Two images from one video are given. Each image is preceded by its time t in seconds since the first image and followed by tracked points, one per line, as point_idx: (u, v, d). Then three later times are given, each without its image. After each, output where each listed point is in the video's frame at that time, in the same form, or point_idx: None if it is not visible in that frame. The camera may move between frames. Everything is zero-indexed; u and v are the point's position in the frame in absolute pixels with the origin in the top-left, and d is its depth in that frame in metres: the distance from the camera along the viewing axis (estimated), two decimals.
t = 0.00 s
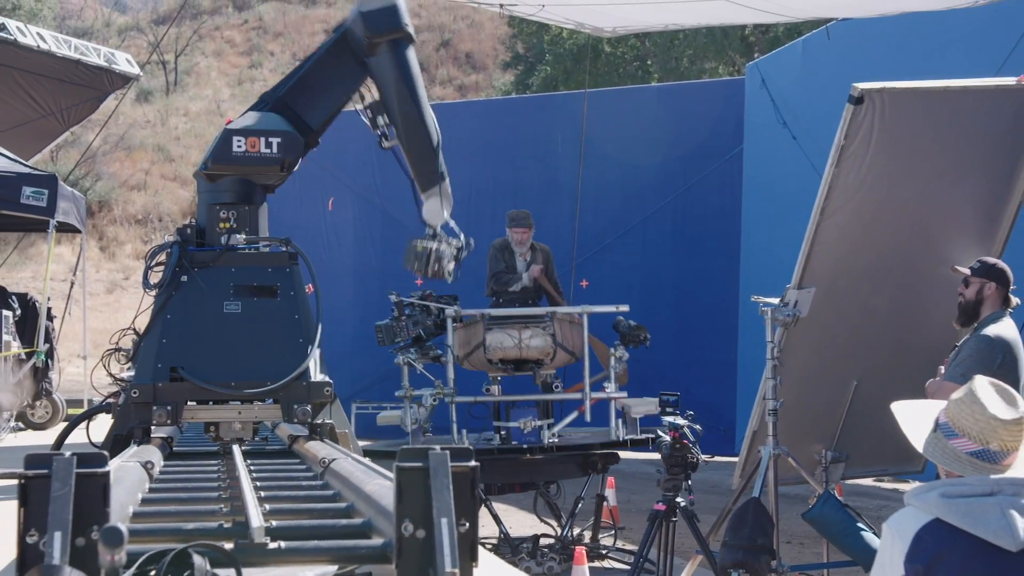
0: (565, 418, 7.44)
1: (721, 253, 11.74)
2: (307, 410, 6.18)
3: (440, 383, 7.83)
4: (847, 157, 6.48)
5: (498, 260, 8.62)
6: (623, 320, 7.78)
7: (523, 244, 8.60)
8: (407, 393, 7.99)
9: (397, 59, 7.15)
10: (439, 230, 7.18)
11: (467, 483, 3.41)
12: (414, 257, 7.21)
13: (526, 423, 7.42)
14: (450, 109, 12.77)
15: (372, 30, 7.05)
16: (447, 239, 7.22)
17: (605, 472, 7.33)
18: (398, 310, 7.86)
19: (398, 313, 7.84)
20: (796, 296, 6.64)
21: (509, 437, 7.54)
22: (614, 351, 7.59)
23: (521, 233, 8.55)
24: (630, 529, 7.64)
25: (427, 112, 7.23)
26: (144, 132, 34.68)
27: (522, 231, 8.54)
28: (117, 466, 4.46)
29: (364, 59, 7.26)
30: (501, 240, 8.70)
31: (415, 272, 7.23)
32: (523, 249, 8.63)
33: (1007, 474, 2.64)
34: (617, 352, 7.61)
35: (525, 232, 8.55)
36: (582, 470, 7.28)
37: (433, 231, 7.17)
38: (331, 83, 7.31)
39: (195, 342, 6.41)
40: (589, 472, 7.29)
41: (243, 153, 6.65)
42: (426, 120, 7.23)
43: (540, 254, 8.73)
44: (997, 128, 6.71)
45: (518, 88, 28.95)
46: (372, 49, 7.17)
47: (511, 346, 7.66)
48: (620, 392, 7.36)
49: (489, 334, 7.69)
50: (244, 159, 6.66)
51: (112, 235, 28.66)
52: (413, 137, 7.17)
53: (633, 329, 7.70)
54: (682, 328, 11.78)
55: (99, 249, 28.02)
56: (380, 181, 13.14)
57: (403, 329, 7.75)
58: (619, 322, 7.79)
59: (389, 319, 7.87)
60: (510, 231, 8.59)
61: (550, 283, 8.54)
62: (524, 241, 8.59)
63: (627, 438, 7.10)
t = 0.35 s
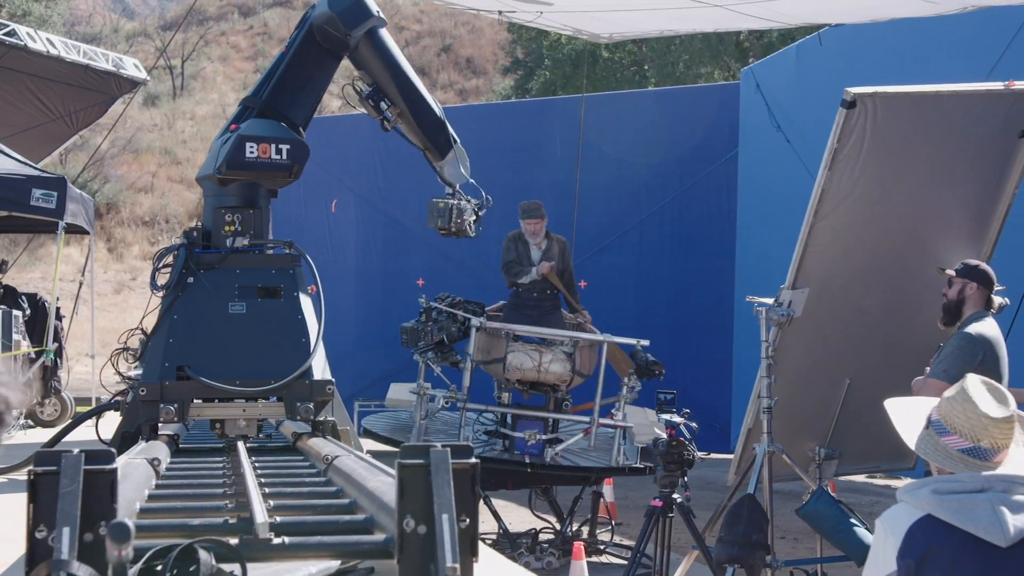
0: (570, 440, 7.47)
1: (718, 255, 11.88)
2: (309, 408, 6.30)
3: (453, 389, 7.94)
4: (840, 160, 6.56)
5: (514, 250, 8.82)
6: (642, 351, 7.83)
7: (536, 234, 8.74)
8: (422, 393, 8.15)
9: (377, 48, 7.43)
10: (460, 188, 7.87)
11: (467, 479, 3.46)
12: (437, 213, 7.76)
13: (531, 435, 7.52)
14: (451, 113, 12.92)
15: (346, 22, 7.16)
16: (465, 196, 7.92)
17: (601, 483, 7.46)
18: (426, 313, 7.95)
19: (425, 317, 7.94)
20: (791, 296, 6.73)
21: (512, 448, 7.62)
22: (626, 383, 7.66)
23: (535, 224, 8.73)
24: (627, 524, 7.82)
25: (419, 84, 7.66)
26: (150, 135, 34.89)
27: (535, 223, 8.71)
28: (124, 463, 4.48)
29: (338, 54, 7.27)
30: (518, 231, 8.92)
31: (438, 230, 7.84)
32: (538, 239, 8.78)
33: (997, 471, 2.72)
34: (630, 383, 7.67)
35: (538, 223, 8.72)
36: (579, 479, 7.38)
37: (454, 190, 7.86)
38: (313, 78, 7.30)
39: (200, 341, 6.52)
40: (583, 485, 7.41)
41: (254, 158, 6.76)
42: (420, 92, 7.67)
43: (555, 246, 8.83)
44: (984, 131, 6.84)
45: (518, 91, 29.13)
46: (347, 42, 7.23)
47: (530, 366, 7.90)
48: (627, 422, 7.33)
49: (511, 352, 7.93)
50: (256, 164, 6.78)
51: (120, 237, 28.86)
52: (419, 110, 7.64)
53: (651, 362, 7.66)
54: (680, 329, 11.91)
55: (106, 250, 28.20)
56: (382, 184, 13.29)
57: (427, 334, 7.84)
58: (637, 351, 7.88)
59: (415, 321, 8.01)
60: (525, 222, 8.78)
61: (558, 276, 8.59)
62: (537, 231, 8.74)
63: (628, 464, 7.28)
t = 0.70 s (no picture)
0: (562, 423, 7.59)
1: (719, 256, 11.88)
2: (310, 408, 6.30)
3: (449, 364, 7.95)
4: (840, 160, 6.55)
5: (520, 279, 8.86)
6: (638, 338, 7.88)
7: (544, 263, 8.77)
8: (417, 368, 8.23)
9: (398, 71, 7.46)
10: (467, 221, 8.05)
11: (467, 480, 3.46)
12: (446, 247, 7.87)
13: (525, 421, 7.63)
14: (451, 114, 12.92)
15: (371, 47, 7.21)
16: (473, 228, 8.08)
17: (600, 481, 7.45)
18: (423, 286, 8.06)
19: (422, 290, 8.06)
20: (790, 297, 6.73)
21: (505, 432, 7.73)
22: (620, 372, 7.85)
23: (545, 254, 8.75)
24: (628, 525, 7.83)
25: (435, 116, 7.73)
26: (150, 136, 34.87)
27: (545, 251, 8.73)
28: (124, 463, 4.48)
29: (358, 75, 7.32)
30: (526, 258, 8.94)
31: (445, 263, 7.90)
32: (545, 269, 8.79)
33: (998, 471, 2.71)
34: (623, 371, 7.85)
35: (547, 252, 8.76)
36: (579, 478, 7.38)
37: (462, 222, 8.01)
38: (326, 92, 7.30)
39: (201, 341, 6.52)
40: (581, 484, 7.39)
41: (257, 157, 6.76)
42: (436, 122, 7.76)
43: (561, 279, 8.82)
44: (984, 132, 6.84)
45: (518, 91, 29.15)
46: (370, 65, 7.27)
47: (526, 338, 7.72)
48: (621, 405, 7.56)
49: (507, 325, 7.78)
50: (258, 163, 6.77)
51: (120, 237, 28.84)
52: (432, 141, 7.72)
53: (648, 347, 7.75)
54: (680, 330, 11.91)
55: (107, 250, 28.21)
56: (383, 185, 13.29)
57: (425, 304, 8.01)
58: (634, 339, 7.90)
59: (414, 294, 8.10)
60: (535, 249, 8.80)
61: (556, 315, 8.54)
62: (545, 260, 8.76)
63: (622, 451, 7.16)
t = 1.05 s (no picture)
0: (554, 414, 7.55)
1: (719, 256, 11.89)
2: (312, 408, 6.30)
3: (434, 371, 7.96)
4: (841, 160, 6.55)
5: (506, 283, 8.84)
6: (618, 325, 7.93)
7: (525, 262, 8.78)
8: (405, 378, 8.26)
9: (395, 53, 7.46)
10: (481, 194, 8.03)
11: (467, 479, 3.46)
12: (459, 219, 7.90)
13: (519, 417, 7.70)
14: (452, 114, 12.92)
15: (365, 34, 7.14)
16: (485, 202, 8.05)
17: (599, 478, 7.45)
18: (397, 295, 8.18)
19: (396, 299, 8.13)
20: (791, 296, 6.72)
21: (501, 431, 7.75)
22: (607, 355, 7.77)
23: (523, 254, 8.76)
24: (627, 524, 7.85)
25: (437, 93, 7.74)
26: (150, 136, 34.87)
27: (524, 250, 8.74)
28: (125, 463, 4.48)
29: (354, 61, 7.26)
30: (504, 265, 8.93)
31: (459, 235, 7.94)
32: (526, 269, 8.82)
33: (997, 471, 2.71)
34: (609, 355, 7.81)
35: (526, 251, 8.75)
36: (580, 476, 7.38)
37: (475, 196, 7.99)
38: (322, 83, 7.27)
39: (201, 341, 6.52)
40: (589, 477, 7.42)
41: (258, 155, 6.76)
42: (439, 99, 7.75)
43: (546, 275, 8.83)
44: (985, 131, 6.83)
45: (518, 92, 29.18)
46: (365, 52, 7.22)
47: (501, 336, 7.78)
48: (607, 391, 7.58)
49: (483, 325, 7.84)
50: (258, 160, 6.77)
51: (120, 237, 28.83)
52: (436, 120, 7.74)
53: (627, 333, 7.85)
54: (680, 329, 11.92)
55: (107, 250, 28.19)
56: (383, 185, 13.29)
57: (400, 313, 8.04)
58: (615, 326, 7.94)
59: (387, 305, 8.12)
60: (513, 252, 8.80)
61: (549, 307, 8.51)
62: (526, 259, 8.78)
63: (615, 441, 7.16)
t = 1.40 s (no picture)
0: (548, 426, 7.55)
1: (719, 256, 11.88)
2: (313, 408, 6.31)
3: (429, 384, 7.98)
4: (840, 160, 6.56)
5: (515, 271, 8.87)
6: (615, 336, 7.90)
7: (534, 250, 8.80)
8: (401, 392, 8.27)
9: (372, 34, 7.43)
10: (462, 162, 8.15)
11: (467, 479, 3.46)
12: (443, 186, 7.89)
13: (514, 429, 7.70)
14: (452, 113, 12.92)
15: (345, 19, 7.14)
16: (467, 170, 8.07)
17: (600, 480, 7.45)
18: (389, 310, 8.17)
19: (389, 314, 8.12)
20: (791, 296, 6.71)
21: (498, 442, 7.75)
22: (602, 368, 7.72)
23: (532, 241, 8.79)
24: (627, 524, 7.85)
25: (411, 65, 7.76)
26: (151, 135, 34.87)
27: (533, 238, 8.77)
28: (125, 463, 4.47)
29: (330, 46, 7.24)
30: (513, 253, 8.96)
31: (442, 204, 7.94)
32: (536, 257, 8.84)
33: (997, 471, 2.71)
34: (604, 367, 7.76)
35: (534, 239, 8.77)
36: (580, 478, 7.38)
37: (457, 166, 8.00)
38: (302, 70, 7.32)
39: (201, 341, 6.53)
40: (592, 480, 7.38)
41: (263, 154, 6.73)
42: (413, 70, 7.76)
43: (554, 262, 8.84)
44: (985, 131, 6.82)
45: (518, 91, 29.17)
46: (345, 37, 7.20)
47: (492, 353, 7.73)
48: (603, 403, 7.58)
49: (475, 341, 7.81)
50: (264, 159, 6.74)
51: (120, 237, 28.82)
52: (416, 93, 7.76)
53: (624, 343, 7.86)
54: (680, 329, 11.92)
55: (107, 250, 28.18)
56: (383, 185, 13.30)
57: (394, 329, 8.04)
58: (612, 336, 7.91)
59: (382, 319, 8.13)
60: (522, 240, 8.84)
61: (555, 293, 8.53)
62: (534, 247, 8.80)
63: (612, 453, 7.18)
